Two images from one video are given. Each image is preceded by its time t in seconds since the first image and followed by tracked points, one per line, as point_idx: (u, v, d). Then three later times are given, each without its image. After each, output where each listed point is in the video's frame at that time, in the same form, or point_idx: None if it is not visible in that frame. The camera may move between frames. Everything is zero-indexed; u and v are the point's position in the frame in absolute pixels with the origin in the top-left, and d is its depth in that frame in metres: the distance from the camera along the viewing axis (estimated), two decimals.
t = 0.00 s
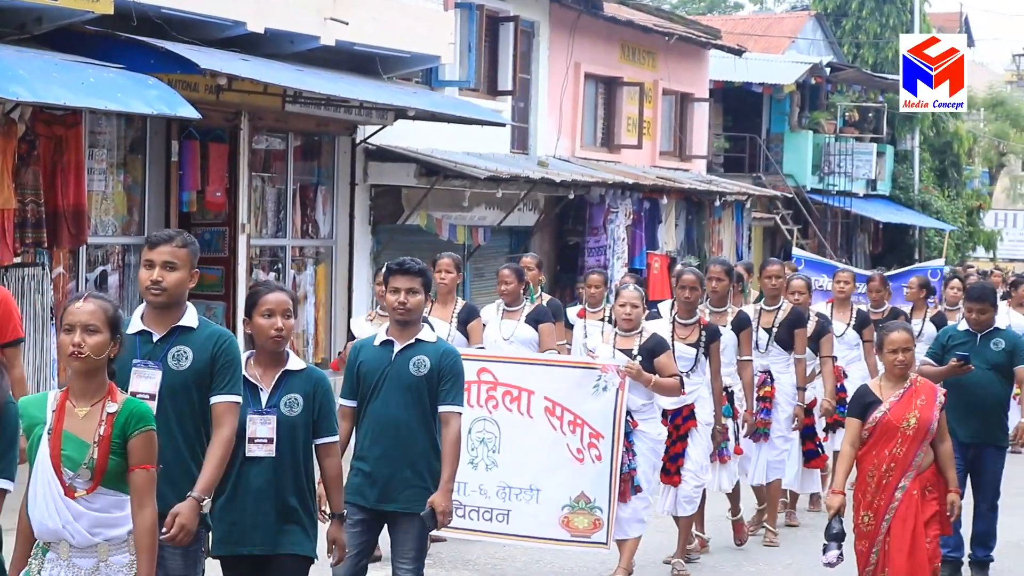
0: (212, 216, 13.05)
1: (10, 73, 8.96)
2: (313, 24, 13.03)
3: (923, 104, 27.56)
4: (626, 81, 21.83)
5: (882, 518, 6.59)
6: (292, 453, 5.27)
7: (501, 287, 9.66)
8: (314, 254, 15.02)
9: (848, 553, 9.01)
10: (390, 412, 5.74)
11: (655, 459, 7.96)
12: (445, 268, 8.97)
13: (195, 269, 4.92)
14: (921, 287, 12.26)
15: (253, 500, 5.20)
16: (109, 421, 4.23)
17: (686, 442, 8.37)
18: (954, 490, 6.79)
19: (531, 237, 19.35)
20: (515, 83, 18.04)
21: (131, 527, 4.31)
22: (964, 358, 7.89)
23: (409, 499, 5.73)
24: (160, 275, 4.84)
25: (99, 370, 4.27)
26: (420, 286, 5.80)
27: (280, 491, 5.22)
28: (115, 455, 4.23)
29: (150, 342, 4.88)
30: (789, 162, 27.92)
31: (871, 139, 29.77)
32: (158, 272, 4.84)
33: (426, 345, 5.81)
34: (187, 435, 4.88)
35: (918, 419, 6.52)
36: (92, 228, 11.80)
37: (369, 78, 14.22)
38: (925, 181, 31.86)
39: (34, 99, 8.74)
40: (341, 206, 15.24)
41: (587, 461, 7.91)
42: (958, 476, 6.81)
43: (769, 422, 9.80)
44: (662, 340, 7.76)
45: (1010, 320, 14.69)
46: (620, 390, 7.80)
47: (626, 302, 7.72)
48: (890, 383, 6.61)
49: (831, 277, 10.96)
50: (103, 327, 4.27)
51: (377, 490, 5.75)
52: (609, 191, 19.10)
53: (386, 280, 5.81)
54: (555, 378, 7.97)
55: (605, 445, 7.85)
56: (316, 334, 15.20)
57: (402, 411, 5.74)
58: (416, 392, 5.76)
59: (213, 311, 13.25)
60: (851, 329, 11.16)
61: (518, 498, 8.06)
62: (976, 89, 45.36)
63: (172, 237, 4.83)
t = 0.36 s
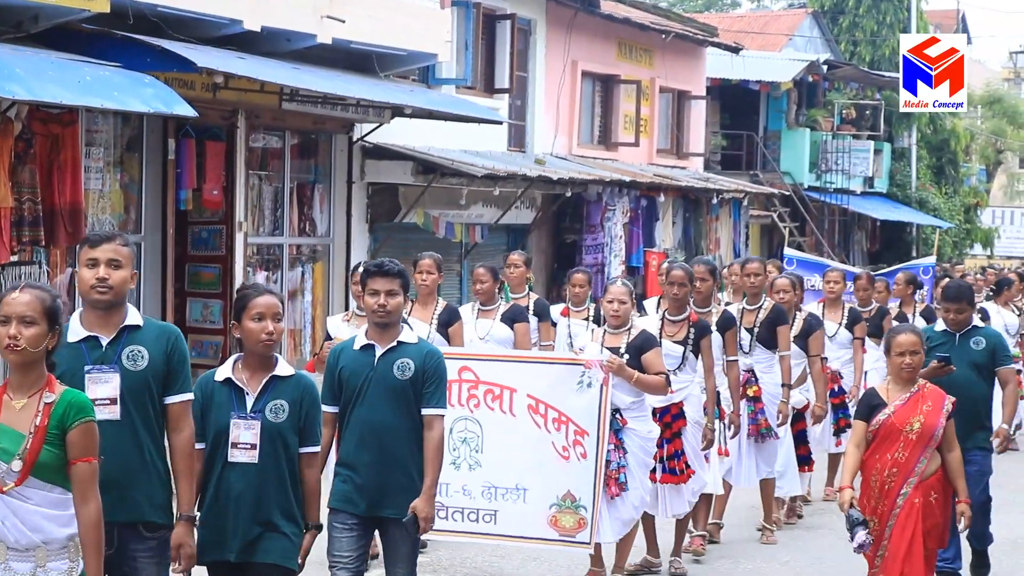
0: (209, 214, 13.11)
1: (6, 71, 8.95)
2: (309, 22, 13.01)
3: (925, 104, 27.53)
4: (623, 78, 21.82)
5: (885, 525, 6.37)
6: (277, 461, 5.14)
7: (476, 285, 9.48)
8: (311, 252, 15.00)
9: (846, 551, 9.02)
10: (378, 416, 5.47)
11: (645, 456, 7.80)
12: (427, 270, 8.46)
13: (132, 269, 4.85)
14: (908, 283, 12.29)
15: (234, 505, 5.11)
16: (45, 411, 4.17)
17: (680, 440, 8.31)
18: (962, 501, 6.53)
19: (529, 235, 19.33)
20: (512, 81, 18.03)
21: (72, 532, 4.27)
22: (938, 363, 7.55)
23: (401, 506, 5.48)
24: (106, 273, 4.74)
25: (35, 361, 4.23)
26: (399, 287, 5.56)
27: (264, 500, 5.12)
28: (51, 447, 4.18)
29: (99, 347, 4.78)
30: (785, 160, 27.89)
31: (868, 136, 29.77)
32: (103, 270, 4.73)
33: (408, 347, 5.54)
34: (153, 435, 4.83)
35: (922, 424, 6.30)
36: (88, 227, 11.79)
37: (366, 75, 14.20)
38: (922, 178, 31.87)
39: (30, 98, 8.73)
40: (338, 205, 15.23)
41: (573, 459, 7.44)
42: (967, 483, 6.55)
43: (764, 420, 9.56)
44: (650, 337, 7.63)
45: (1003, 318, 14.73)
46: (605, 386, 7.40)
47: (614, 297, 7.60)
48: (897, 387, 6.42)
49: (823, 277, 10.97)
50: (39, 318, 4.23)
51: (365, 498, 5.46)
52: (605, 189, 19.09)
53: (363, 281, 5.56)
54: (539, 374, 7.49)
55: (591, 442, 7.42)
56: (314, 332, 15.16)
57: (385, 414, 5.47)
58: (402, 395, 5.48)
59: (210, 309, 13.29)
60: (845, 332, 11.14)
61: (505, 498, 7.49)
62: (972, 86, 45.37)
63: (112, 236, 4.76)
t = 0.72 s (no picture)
0: (208, 213, 13.13)
1: (5, 69, 8.95)
2: (309, 20, 13.01)
3: (923, 104, 27.87)
4: (623, 77, 21.82)
5: (890, 529, 6.04)
6: (270, 464, 4.85)
7: (458, 283, 9.45)
8: (311, 251, 15.00)
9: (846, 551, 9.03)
10: (350, 416, 5.47)
11: (625, 460, 7.57)
12: (419, 265, 8.45)
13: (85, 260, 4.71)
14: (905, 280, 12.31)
15: (223, 510, 4.85)
16: (10, 421, 3.93)
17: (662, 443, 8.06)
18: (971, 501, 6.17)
19: (528, 233, 19.33)
20: (512, 79, 18.05)
21: (26, 545, 4.02)
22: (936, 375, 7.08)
23: (375, 504, 5.48)
24: (65, 266, 4.59)
25: None
26: (367, 288, 5.55)
27: (258, 503, 4.84)
28: (16, 458, 3.94)
29: (53, 340, 4.69)
30: (785, 158, 27.88)
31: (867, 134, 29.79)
32: (62, 262, 4.59)
33: (377, 343, 5.56)
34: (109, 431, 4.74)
35: (931, 424, 5.96)
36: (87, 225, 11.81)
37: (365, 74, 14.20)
38: (922, 177, 31.89)
39: (29, 95, 8.73)
40: (337, 203, 15.23)
41: (554, 464, 7.40)
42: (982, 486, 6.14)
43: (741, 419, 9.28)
44: (629, 340, 7.32)
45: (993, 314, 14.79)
46: (585, 390, 7.31)
47: (592, 298, 7.36)
48: (908, 386, 6.06)
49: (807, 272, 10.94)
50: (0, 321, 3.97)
51: (339, 497, 5.49)
52: (605, 187, 19.08)
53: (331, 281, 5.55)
54: (516, 377, 7.45)
55: (570, 447, 7.34)
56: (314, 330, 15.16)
57: (358, 415, 5.47)
58: (374, 394, 5.50)
59: (209, 307, 13.24)
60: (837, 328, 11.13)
61: (485, 502, 7.53)
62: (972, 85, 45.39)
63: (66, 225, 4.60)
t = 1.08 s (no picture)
0: (203, 211, 13.14)
1: None
2: (303, 18, 13.00)
3: (923, 105, 28.26)
4: (617, 75, 21.81)
5: (885, 536, 5.87)
6: (240, 473, 4.71)
7: (448, 282, 9.39)
8: (306, 250, 15.00)
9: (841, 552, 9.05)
10: (325, 420, 5.28)
11: (597, 460, 7.35)
12: (391, 267, 8.46)
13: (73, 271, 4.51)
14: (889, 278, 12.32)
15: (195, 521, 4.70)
16: None
17: (636, 443, 7.94)
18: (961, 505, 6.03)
19: (523, 232, 19.33)
20: (507, 78, 18.02)
21: None
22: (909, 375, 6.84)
23: (352, 507, 5.28)
24: (47, 274, 4.41)
25: None
26: (346, 288, 5.40)
27: (224, 509, 4.70)
28: None
29: (26, 348, 4.45)
30: (780, 156, 27.88)
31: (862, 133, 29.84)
32: (44, 270, 4.40)
33: (355, 346, 5.39)
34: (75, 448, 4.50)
35: (921, 427, 5.80)
36: (82, 223, 11.81)
37: (360, 73, 14.20)
38: (916, 175, 31.92)
39: (24, 94, 8.73)
40: (333, 201, 15.23)
41: (528, 464, 7.21)
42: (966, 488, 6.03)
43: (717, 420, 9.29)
44: (603, 337, 7.26)
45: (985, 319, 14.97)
46: (562, 388, 7.14)
47: (563, 294, 7.31)
48: (893, 390, 5.91)
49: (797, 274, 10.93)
50: None
51: (314, 503, 5.28)
52: (600, 186, 19.08)
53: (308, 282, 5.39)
54: (489, 377, 7.29)
55: (548, 446, 7.17)
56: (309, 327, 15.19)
57: (333, 419, 5.28)
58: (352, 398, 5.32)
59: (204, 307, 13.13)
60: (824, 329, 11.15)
61: (458, 504, 7.34)
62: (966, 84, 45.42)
63: (51, 233, 4.42)
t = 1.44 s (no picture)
0: (196, 209, 13.13)
1: None
2: (296, 16, 13.02)
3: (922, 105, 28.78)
4: (610, 72, 21.83)
5: (879, 533, 5.90)
6: (193, 470, 4.78)
7: (428, 280, 9.33)
8: (299, 247, 15.00)
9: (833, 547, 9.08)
10: (299, 427, 5.25)
11: (575, 467, 7.29)
12: (356, 262, 8.28)
13: (46, 264, 4.46)
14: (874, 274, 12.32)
15: (146, 521, 4.75)
16: None
17: (614, 445, 7.86)
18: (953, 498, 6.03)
19: (516, 229, 19.30)
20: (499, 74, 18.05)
21: None
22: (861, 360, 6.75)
23: (319, 519, 5.24)
24: (14, 268, 4.35)
25: None
26: (324, 293, 5.40)
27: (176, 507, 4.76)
28: None
29: None
30: (773, 153, 27.90)
31: (855, 129, 29.87)
32: (11, 264, 4.34)
33: (334, 355, 5.36)
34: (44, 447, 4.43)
35: (917, 424, 5.80)
36: (75, 221, 11.79)
37: (353, 70, 14.22)
38: (909, 172, 31.97)
39: (16, 92, 8.73)
40: (325, 199, 15.24)
41: (504, 471, 7.22)
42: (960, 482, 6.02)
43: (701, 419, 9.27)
44: (584, 340, 7.20)
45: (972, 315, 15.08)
46: (537, 394, 7.14)
47: (544, 296, 7.21)
48: (883, 388, 5.93)
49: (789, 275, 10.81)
50: None
51: (283, 511, 5.26)
52: (593, 182, 19.11)
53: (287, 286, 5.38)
54: (467, 381, 7.29)
55: (523, 453, 7.18)
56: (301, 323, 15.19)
57: (309, 426, 5.26)
58: (328, 406, 5.29)
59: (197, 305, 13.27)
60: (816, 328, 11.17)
61: (429, 510, 7.35)
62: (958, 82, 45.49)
63: (22, 225, 4.36)
